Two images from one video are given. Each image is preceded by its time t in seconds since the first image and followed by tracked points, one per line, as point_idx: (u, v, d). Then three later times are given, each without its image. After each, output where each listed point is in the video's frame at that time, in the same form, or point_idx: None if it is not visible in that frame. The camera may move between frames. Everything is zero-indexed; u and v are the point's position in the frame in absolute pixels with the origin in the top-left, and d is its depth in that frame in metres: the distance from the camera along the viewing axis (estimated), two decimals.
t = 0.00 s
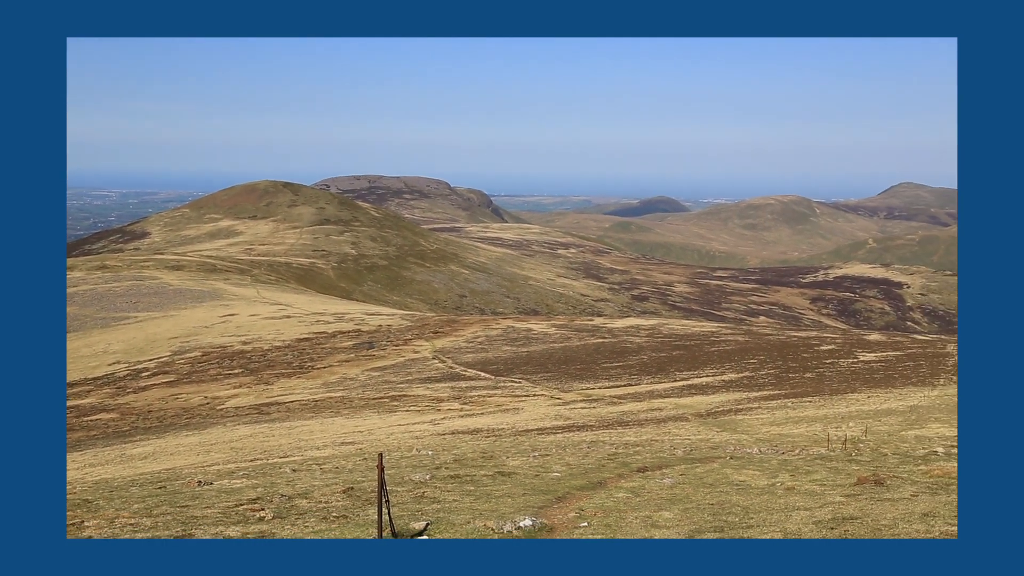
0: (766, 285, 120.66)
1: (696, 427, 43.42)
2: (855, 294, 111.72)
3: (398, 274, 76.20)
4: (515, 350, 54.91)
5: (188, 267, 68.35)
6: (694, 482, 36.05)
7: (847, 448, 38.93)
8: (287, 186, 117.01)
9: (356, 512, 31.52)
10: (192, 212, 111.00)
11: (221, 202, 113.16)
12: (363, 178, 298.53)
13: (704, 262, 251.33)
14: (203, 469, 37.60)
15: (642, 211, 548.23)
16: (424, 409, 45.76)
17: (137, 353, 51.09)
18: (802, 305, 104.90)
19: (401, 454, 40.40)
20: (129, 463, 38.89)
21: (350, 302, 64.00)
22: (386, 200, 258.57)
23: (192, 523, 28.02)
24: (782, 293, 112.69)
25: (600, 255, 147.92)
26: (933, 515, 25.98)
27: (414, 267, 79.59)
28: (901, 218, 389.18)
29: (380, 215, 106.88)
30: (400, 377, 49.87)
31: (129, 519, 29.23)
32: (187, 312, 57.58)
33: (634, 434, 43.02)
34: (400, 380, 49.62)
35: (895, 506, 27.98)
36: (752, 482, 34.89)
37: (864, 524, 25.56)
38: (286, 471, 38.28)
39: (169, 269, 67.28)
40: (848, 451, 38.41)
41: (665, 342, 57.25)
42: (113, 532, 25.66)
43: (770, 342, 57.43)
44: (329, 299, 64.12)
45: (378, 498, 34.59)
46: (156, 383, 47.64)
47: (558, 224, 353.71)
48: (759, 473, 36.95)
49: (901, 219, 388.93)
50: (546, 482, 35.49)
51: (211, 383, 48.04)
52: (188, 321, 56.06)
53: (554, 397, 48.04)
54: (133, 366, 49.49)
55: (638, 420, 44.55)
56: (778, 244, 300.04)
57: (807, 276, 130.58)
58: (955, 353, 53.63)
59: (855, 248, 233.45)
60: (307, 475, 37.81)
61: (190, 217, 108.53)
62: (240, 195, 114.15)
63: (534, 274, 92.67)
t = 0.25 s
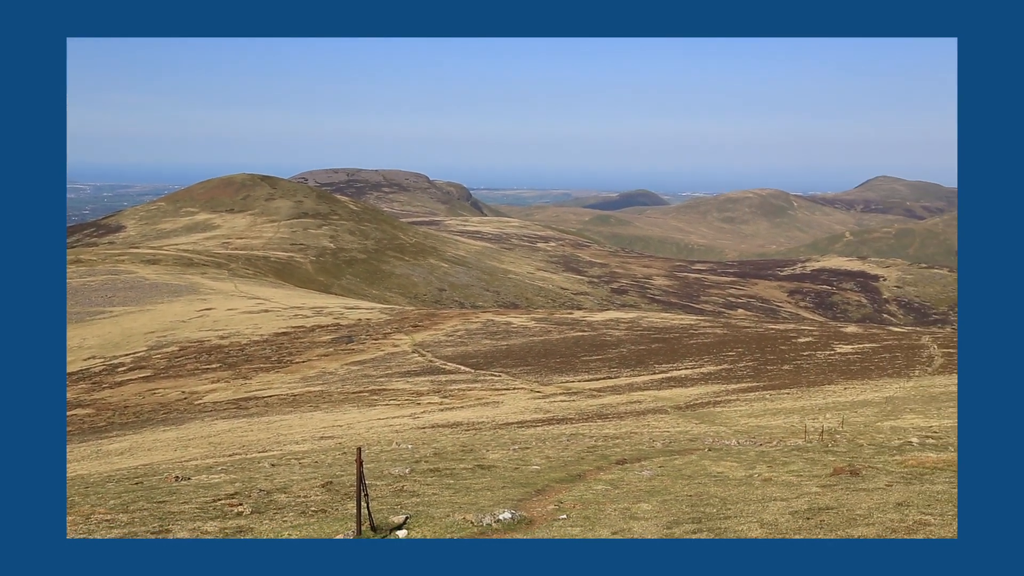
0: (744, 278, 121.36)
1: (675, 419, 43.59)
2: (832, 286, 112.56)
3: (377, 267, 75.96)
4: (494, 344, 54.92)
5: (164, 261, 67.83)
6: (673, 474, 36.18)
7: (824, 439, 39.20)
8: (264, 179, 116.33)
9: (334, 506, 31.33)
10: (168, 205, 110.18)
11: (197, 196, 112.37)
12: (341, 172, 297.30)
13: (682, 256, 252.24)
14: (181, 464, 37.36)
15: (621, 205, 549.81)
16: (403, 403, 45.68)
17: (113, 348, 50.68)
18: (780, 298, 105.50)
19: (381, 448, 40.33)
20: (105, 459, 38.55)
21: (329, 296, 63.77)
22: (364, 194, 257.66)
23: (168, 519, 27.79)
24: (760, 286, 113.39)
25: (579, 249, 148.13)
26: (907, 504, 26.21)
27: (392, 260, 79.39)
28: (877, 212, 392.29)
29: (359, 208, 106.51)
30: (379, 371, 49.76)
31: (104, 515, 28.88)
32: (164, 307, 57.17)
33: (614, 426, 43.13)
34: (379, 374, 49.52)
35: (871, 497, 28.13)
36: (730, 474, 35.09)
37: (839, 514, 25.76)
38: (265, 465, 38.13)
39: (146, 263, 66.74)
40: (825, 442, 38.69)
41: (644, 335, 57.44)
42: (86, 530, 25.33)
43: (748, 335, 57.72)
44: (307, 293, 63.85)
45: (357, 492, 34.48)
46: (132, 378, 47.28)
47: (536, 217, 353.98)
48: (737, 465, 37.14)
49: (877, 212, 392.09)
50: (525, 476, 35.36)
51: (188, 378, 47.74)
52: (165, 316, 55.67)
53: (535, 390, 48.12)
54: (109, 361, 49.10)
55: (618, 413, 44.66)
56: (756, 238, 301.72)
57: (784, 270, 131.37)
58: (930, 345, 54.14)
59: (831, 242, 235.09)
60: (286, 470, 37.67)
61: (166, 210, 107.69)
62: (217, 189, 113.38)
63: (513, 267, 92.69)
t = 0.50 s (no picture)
0: (719, 271, 122.04)
1: (652, 413, 43.77)
2: (807, 279, 113.40)
3: (354, 262, 75.74)
4: (471, 339, 54.93)
5: (138, 256, 67.25)
6: (649, 468, 36.34)
7: (799, 431, 39.51)
8: (239, 174, 115.60)
9: (310, 503, 31.22)
10: (141, 201, 109.22)
11: (171, 191, 111.47)
12: (316, 166, 295.80)
13: (659, 249, 253.09)
14: (156, 462, 37.07)
15: (598, 198, 550.99)
16: (380, 398, 45.59)
17: (86, 345, 50.21)
18: (756, 291, 106.13)
19: (358, 444, 40.23)
20: (78, 457, 38.19)
21: (305, 292, 63.53)
22: (340, 188, 256.57)
23: (142, 517, 27.57)
24: (735, 279, 114.05)
25: (556, 243, 148.42)
26: (880, 495, 26.45)
27: (369, 255, 79.15)
28: (852, 205, 395.42)
29: (335, 203, 106.10)
30: (356, 367, 49.63)
31: (77, 514, 28.60)
32: (138, 303, 56.70)
33: (591, 420, 43.26)
34: (356, 369, 49.40)
35: (844, 488, 28.36)
36: (706, 467, 35.30)
37: (814, 506, 25.94)
38: (241, 462, 37.93)
39: (119, 259, 66.14)
40: (800, 434, 38.99)
41: (621, 330, 57.62)
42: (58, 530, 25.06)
43: (724, 328, 58.05)
44: (283, 289, 63.57)
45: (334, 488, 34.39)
46: (106, 375, 46.86)
47: (513, 211, 353.95)
48: (713, 457, 37.37)
49: (852, 205, 395.11)
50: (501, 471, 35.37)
51: (163, 374, 47.40)
52: (139, 312, 55.22)
53: (512, 385, 48.17)
54: (82, 358, 48.63)
55: (595, 407, 44.79)
56: (732, 231, 303.36)
57: (760, 263, 132.16)
58: (903, 338, 54.69)
59: (806, 235, 236.78)
60: (263, 467, 37.50)
61: (140, 206, 106.77)
62: (191, 184, 112.53)
63: (490, 261, 92.70)
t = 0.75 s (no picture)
0: (699, 267, 122.47)
1: (632, 408, 43.88)
2: (786, 275, 114.00)
3: (333, 259, 75.48)
4: (452, 335, 54.90)
5: (116, 254, 66.75)
6: (629, 463, 36.42)
7: (777, 426, 39.73)
8: (217, 170, 114.91)
9: (290, 500, 31.07)
10: (118, 197, 108.39)
11: (149, 188, 110.69)
12: (295, 163, 294.45)
13: (639, 246, 253.74)
14: (134, 460, 36.81)
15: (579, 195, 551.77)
16: (361, 395, 45.48)
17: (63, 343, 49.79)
18: (735, 287, 106.58)
19: (338, 441, 40.11)
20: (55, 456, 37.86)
21: (284, 289, 63.28)
22: (320, 185, 255.55)
23: (119, 515, 27.37)
24: (715, 275, 114.50)
25: (536, 239, 148.48)
26: (858, 489, 26.63)
27: (349, 252, 78.91)
28: (831, 201, 397.79)
29: (314, 199, 105.70)
30: (336, 364, 49.50)
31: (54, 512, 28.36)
32: (115, 300, 56.29)
33: (572, 416, 43.32)
34: (336, 366, 49.27)
35: (822, 482, 28.52)
36: (685, 462, 35.42)
37: (792, 500, 26.09)
38: (220, 460, 37.75)
39: (97, 256, 65.62)
40: (779, 429, 39.20)
41: (601, 325, 57.74)
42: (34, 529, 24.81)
43: (704, 324, 58.27)
44: (262, 286, 63.29)
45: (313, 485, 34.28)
46: (83, 373, 46.47)
47: (494, 208, 353.69)
48: (692, 452, 37.50)
49: (831, 201, 397.41)
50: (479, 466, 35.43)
51: (141, 372, 47.08)
52: (117, 310, 54.83)
53: (493, 381, 48.18)
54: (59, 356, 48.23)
55: (576, 403, 44.85)
56: (712, 227, 304.59)
57: (739, 259, 132.68)
58: (880, 332, 55.09)
59: (785, 231, 237.91)
60: (242, 464, 37.32)
61: (117, 203, 105.96)
62: (168, 181, 111.76)
63: (471, 258, 92.64)
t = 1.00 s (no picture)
0: (679, 264, 122.89)
1: (612, 405, 43.97)
2: (765, 271, 114.57)
3: (313, 256, 75.24)
4: (432, 332, 54.86)
5: (93, 251, 66.26)
6: (608, 459, 36.49)
7: (756, 422, 39.92)
8: (196, 167, 114.26)
9: (268, 498, 30.93)
10: (95, 194, 107.60)
11: (126, 184, 109.96)
12: (275, 159, 293.19)
13: (619, 242, 254.24)
14: (111, 459, 36.57)
15: (561, 191, 552.35)
16: (341, 393, 45.37)
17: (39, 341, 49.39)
18: (715, 283, 107.01)
19: (317, 438, 39.98)
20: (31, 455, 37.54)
21: (263, 286, 63.05)
22: (300, 181, 254.61)
23: (94, 514, 27.18)
24: (695, 271, 114.92)
25: (516, 236, 148.57)
26: (834, 484, 26.81)
27: (329, 249, 78.68)
28: (811, 197, 400.04)
29: (294, 196, 105.31)
30: (316, 361, 49.36)
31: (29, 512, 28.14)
32: (92, 298, 55.90)
33: (552, 413, 43.36)
34: (316, 364, 49.13)
35: (798, 478, 28.68)
36: (664, 459, 35.54)
37: (769, 495, 26.23)
38: (199, 458, 37.55)
39: (73, 253, 65.13)
40: (757, 425, 39.40)
41: (581, 322, 57.84)
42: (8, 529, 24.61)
43: (683, 320, 58.48)
44: (241, 283, 63.01)
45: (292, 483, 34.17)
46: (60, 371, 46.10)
47: (475, 204, 353.41)
48: (671, 449, 37.64)
49: (811, 197, 399.68)
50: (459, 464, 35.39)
51: (119, 370, 46.78)
52: (94, 307, 54.45)
53: (473, 378, 48.18)
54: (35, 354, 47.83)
55: (556, 400, 44.89)
56: (693, 224, 305.76)
57: (719, 255, 133.22)
58: (858, 329, 55.48)
59: (765, 227, 239.01)
60: (220, 463, 37.15)
61: (93, 199, 105.19)
62: (146, 177, 111.04)
63: (451, 255, 92.60)
